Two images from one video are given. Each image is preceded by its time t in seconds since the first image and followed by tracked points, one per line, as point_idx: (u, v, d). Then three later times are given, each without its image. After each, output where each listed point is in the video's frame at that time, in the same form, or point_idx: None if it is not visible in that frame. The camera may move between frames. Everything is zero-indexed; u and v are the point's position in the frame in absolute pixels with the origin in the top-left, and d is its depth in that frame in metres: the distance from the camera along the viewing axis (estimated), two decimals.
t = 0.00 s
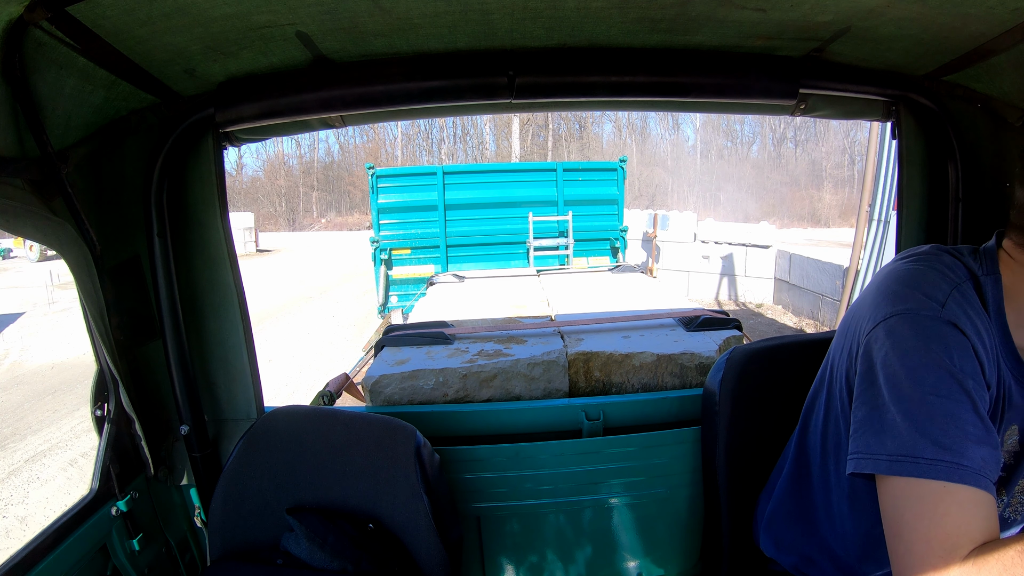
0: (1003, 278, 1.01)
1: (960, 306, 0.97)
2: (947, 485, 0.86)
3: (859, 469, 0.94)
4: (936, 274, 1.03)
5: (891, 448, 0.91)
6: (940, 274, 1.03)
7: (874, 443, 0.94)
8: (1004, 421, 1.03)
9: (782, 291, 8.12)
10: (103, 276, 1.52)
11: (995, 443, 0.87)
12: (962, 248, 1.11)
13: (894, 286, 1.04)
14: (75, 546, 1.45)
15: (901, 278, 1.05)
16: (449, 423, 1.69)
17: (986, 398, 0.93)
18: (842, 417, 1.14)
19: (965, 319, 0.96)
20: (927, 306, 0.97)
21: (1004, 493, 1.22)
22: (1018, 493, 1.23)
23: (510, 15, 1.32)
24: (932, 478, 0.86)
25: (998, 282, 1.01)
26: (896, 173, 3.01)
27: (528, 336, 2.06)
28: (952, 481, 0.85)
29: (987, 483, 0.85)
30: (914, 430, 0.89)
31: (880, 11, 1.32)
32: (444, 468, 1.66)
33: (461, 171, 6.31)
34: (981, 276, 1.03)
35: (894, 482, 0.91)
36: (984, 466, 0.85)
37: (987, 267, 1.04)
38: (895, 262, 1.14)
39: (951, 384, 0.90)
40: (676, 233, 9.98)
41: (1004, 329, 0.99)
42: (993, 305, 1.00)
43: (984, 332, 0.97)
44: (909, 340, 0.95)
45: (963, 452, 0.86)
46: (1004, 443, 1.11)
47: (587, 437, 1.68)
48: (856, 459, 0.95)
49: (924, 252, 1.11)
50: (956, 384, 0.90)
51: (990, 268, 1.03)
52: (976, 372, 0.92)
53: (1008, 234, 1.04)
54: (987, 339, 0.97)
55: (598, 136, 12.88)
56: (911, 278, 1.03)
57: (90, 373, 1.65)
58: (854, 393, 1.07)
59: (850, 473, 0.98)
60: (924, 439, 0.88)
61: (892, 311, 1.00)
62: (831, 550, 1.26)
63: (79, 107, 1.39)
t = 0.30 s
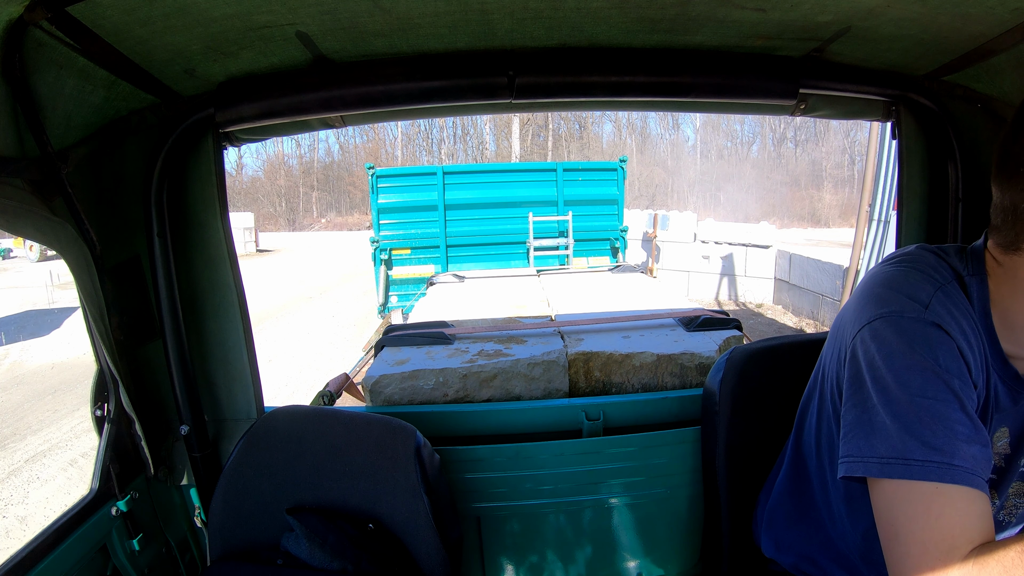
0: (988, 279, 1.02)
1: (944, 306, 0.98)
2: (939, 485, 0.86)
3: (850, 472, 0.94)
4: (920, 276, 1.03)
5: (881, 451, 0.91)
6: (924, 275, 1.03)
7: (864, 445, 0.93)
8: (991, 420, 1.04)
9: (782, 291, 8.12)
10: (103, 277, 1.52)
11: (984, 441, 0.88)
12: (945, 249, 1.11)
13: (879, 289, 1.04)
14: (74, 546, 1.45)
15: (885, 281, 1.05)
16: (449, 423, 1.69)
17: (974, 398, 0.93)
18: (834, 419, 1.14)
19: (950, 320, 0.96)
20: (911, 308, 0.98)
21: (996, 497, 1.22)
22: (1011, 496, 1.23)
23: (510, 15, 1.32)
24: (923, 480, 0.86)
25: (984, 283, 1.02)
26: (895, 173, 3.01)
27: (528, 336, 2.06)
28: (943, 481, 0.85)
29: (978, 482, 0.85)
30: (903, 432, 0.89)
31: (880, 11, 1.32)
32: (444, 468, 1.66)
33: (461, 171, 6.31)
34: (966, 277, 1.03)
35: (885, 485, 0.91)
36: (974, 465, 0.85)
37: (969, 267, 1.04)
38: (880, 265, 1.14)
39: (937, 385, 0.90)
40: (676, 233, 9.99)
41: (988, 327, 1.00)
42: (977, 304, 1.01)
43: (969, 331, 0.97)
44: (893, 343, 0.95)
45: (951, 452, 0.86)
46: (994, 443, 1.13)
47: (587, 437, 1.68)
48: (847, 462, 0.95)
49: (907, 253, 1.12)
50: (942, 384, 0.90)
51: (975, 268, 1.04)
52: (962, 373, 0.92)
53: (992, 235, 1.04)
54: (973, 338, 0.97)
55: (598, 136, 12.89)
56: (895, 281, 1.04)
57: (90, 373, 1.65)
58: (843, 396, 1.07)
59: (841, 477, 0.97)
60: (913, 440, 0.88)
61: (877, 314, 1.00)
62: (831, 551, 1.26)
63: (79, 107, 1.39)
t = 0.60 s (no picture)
0: (986, 279, 1.02)
1: (942, 306, 0.98)
2: (937, 485, 0.86)
3: (849, 473, 0.94)
4: (917, 276, 1.03)
5: (879, 451, 0.91)
6: (921, 275, 1.03)
7: (862, 446, 0.93)
8: (991, 420, 1.04)
9: (782, 291, 8.12)
10: (103, 277, 1.52)
11: (982, 441, 0.88)
12: (943, 249, 1.11)
13: (876, 290, 1.04)
14: (74, 546, 1.45)
15: (883, 281, 1.05)
16: (449, 423, 1.69)
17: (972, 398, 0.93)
18: (833, 420, 1.13)
19: (948, 320, 0.96)
20: (908, 308, 0.98)
21: (995, 497, 1.22)
22: (1010, 496, 1.23)
23: (510, 15, 1.32)
24: (921, 480, 0.86)
25: (983, 282, 1.02)
26: (895, 173, 3.01)
27: (528, 336, 2.06)
28: (942, 481, 0.85)
29: (978, 482, 0.85)
30: (902, 432, 0.89)
31: (880, 11, 1.32)
32: (444, 468, 1.66)
33: (461, 171, 6.31)
34: (964, 276, 1.04)
35: (884, 486, 0.91)
36: (973, 465, 0.85)
37: (967, 267, 1.05)
38: (878, 265, 1.14)
39: (934, 385, 0.90)
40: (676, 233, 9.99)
41: (988, 327, 1.00)
42: (975, 304, 1.01)
43: (968, 331, 0.97)
44: (891, 343, 0.95)
45: (950, 452, 0.86)
46: (993, 443, 1.13)
47: (587, 437, 1.67)
48: (845, 463, 0.95)
49: (905, 253, 1.12)
50: (940, 384, 0.91)
51: (973, 268, 1.04)
52: (961, 373, 0.92)
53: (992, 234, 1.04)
54: (971, 338, 0.97)
55: (598, 136, 12.90)
56: (893, 281, 1.04)
57: (90, 373, 1.65)
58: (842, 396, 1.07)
59: (840, 477, 0.97)
60: (912, 440, 0.88)
61: (875, 315, 1.01)
62: (831, 551, 1.26)
63: (78, 107, 1.39)
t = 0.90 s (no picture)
0: (987, 278, 1.02)
1: (942, 306, 0.98)
2: (937, 485, 0.86)
3: (849, 473, 0.94)
4: (918, 276, 1.03)
5: (880, 451, 0.91)
6: (922, 274, 1.03)
7: (863, 445, 0.93)
8: (991, 420, 1.04)
9: (782, 291, 8.12)
10: (103, 276, 1.52)
11: (983, 440, 0.88)
12: (946, 249, 1.11)
13: (876, 290, 1.04)
14: (75, 546, 1.45)
15: (883, 282, 1.05)
16: (449, 423, 1.69)
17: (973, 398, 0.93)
18: (834, 420, 1.14)
19: (948, 320, 0.96)
20: (909, 309, 0.98)
21: (995, 497, 1.22)
22: (1010, 497, 1.23)
23: (510, 15, 1.32)
24: (922, 480, 0.87)
25: (984, 282, 1.02)
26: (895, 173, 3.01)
27: (528, 336, 2.06)
28: (942, 481, 0.85)
29: (978, 482, 0.85)
30: (902, 432, 0.89)
31: (879, 12, 1.32)
32: (444, 468, 1.66)
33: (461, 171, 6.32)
34: (966, 276, 1.03)
35: (884, 486, 0.91)
36: (974, 465, 0.85)
37: (969, 267, 1.05)
38: (879, 265, 1.14)
39: (935, 386, 0.90)
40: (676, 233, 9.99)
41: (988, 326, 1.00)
42: (977, 304, 1.01)
43: (968, 331, 0.97)
44: (892, 343, 0.95)
45: (950, 452, 0.86)
46: (993, 443, 1.13)
47: (587, 437, 1.68)
48: (846, 463, 0.95)
49: (906, 253, 1.12)
50: (941, 385, 0.91)
51: (974, 268, 1.04)
52: (961, 373, 0.92)
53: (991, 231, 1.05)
54: (972, 338, 0.97)
55: (598, 136, 12.90)
56: (893, 281, 1.04)
57: (90, 373, 1.65)
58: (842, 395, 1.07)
59: (841, 477, 0.97)
60: (912, 440, 0.88)
61: (876, 315, 1.00)
62: (831, 551, 1.26)
63: (78, 107, 1.39)
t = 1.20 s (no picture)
0: (986, 278, 1.02)
1: (940, 306, 0.98)
2: (936, 485, 0.86)
3: (849, 473, 0.94)
4: (916, 276, 1.03)
5: (879, 452, 0.91)
6: (920, 274, 1.03)
7: (862, 446, 0.93)
8: (989, 420, 1.04)
9: (782, 291, 8.12)
10: (103, 276, 1.52)
11: (981, 440, 0.88)
12: (944, 249, 1.11)
13: (875, 291, 1.04)
14: (74, 546, 1.45)
15: (882, 282, 1.05)
16: (449, 423, 1.69)
17: (971, 398, 0.93)
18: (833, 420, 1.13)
19: (946, 320, 0.96)
20: (907, 309, 0.98)
21: (995, 497, 1.22)
22: (1010, 497, 1.23)
23: (510, 15, 1.32)
24: (921, 480, 0.86)
25: (983, 282, 1.02)
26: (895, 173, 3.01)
27: (528, 336, 2.06)
28: (941, 481, 0.85)
29: (977, 482, 0.85)
30: (901, 433, 0.89)
31: (880, 12, 1.32)
32: (444, 468, 1.66)
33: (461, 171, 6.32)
34: (964, 276, 1.04)
35: (884, 486, 0.91)
36: (972, 465, 0.85)
37: (967, 267, 1.05)
38: (878, 265, 1.14)
39: (933, 386, 0.90)
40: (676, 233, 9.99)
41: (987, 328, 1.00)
42: (975, 304, 1.01)
43: (967, 332, 0.98)
44: (890, 343, 0.95)
45: (949, 452, 0.86)
46: (992, 443, 1.13)
47: (587, 437, 1.68)
48: (845, 463, 0.95)
49: (905, 253, 1.12)
50: (939, 385, 0.90)
51: (973, 268, 1.04)
52: (960, 373, 0.92)
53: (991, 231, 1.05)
54: (970, 339, 0.97)
55: (598, 136, 12.90)
56: (892, 281, 1.04)
57: (90, 373, 1.65)
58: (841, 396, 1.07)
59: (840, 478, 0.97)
60: (911, 440, 0.88)
61: (874, 315, 1.00)
62: (831, 551, 1.26)
63: (79, 107, 1.39)
